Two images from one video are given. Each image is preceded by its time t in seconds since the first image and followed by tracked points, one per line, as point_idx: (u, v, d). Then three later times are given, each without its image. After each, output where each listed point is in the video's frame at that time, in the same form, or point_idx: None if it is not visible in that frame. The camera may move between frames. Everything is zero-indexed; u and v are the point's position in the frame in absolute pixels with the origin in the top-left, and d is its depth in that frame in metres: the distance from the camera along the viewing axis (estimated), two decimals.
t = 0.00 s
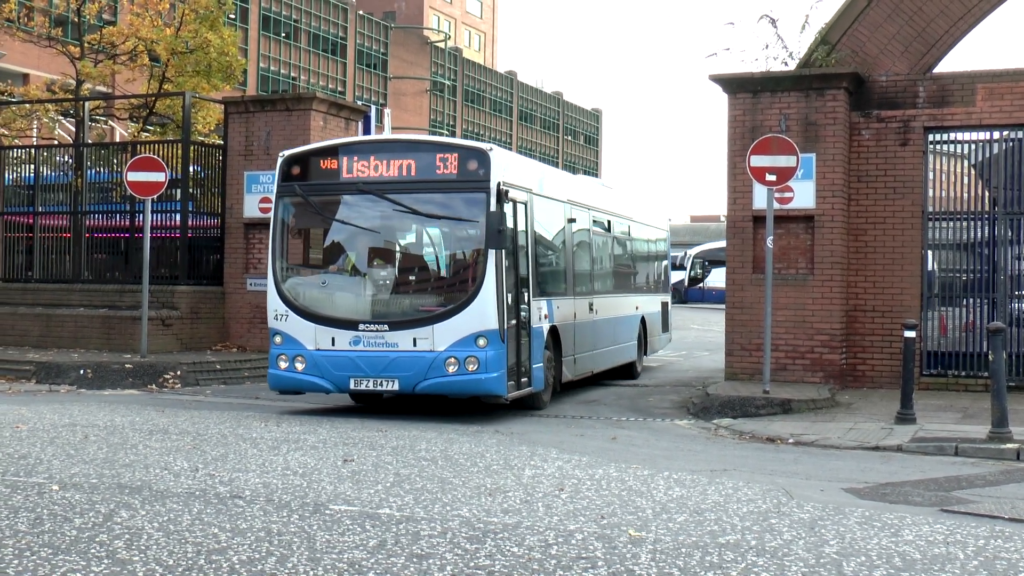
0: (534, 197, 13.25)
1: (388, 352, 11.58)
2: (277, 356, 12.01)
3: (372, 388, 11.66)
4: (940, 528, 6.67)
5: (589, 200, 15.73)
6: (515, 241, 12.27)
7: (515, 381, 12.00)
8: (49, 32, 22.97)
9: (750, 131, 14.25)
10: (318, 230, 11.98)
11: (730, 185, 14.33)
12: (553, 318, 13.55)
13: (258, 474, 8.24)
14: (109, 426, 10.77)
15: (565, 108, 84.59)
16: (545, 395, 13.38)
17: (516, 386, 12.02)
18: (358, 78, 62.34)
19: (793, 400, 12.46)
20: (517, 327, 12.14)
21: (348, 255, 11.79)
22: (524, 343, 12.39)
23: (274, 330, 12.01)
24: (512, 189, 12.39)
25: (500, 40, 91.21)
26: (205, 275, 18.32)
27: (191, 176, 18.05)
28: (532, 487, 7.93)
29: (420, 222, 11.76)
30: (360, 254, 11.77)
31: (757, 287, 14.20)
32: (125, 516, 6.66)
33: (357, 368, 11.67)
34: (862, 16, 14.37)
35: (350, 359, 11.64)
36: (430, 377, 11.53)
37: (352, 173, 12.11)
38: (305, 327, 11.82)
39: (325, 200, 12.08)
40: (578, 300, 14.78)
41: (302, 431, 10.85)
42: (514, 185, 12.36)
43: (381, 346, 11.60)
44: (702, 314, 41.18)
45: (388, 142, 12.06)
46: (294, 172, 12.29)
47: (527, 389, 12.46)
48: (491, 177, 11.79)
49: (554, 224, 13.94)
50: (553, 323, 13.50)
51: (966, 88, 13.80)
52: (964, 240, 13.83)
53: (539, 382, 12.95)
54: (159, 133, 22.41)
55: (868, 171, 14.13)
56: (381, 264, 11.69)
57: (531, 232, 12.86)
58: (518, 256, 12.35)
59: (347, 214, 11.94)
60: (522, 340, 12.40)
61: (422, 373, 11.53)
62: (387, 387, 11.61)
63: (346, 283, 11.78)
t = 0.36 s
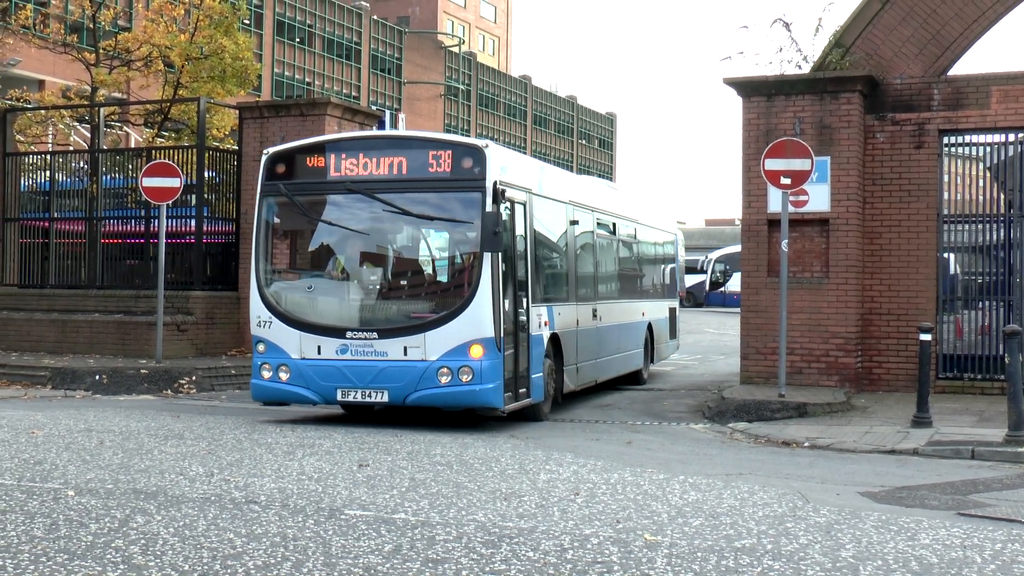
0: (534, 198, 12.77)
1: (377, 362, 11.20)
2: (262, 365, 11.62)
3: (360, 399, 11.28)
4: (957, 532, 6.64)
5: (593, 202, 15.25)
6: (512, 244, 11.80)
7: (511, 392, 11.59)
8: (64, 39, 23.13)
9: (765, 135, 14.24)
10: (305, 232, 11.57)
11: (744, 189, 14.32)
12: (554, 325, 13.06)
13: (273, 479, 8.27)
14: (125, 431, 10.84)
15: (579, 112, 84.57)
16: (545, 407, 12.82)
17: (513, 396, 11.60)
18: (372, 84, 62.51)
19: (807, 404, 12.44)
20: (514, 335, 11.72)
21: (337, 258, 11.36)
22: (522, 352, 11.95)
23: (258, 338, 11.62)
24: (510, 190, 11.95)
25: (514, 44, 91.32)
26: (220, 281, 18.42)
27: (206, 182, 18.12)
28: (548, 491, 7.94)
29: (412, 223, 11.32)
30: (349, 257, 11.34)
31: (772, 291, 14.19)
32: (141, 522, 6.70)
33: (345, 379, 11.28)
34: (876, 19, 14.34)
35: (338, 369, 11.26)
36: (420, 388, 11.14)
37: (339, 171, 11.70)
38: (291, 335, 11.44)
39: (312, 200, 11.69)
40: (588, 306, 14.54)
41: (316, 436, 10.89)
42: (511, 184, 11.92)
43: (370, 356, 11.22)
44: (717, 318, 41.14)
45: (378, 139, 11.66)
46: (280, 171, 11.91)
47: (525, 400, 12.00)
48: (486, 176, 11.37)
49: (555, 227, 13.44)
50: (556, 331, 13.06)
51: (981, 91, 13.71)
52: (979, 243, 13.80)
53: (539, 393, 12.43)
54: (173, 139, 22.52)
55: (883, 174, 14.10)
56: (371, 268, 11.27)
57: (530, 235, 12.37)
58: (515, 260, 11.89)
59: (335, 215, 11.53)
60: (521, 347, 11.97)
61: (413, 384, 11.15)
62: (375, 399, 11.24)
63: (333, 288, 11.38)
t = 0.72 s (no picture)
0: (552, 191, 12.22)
1: (386, 370, 10.59)
2: (262, 372, 11.01)
3: (368, 409, 10.67)
4: (990, 537, 6.59)
5: (615, 202, 14.89)
6: (530, 240, 11.23)
7: (531, 400, 10.97)
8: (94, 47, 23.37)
9: (793, 138, 14.19)
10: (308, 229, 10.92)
11: (773, 192, 14.26)
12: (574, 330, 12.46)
13: (303, 484, 8.33)
14: (155, 436, 10.93)
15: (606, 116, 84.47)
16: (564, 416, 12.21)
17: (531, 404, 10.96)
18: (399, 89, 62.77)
19: (838, 408, 12.37)
20: (532, 338, 11.09)
21: (342, 257, 10.74)
22: (541, 358, 11.35)
23: (258, 343, 10.99)
24: (527, 185, 11.37)
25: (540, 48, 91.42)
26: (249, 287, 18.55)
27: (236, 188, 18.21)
28: (577, 496, 7.94)
29: (423, 220, 10.70)
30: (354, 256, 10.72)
31: (801, 295, 14.11)
32: (172, 526, 6.77)
33: (351, 387, 10.67)
34: (905, 21, 14.22)
35: (344, 376, 10.65)
36: (432, 397, 10.54)
37: (344, 164, 11.05)
38: (293, 341, 10.82)
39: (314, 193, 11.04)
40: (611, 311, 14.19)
41: (344, 441, 10.92)
42: (528, 179, 11.33)
43: (379, 362, 10.60)
44: (744, 321, 41.02)
45: (386, 132, 11.07)
46: (280, 165, 11.27)
47: (545, 409, 11.38)
48: (502, 170, 10.80)
49: (573, 223, 12.87)
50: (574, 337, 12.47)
51: (1012, 92, 13.67)
52: (1011, 246, 13.69)
53: (558, 401, 11.84)
54: (202, 146, 22.70)
55: (913, 177, 14.00)
56: (378, 267, 10.64)
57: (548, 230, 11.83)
58: (533, 258, 11.28)
59: (340, 211, 10.88)
60: (539, 352, 11.32)
61: (425, 392, 10.55)
62: (385, 409, 10.63)
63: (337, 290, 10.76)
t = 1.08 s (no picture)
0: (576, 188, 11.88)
1: (403, 376, 10.29)
2: (272, 380, 10.75)
3: (384, 417, 10.39)
4: None
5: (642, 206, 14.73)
6: (555, 238, 10.87)
7: (556, 407, 10.64)
8: (128, 53, 23.66)
9: (826, 142, 14.11)
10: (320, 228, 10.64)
11: (805, 196, 14.21)
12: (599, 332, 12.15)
13: (335, 488, 8.40)
14: (187, 441, 11.04)
15: (638, 119, 84.26)
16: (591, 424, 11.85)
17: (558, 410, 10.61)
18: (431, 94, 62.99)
19: (871, 412, 12.30)
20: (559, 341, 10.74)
21: (351, 256, 10.45)
22: (567, 362, 11.01)
23: (267, 349, 10.72)
24: (552, 177, 11.01)
25: (571, 52, 91.46)
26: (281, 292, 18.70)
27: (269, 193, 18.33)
28: (609, 500, 7.96)
29: (438, 215, 10.37)
30: (364, 254, 10.42)
31: (834, 299, 14.04)
32: (205, 530, 6.85)
33: (366, 395, 10.39)
34: (939, 23, 14.10)
35: (359, 383, 10.37)
36: (452, 404, 10.24)
37: (356, 157, 10.76)
38: (304, 346, 10.54)
39: (326, 188, 10.74)
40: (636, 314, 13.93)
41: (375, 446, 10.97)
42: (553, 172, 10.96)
43: (395, 368, 10.31)
44: (778, 325, 40.87)
45: (401, 122, 10.75)
46: (290, 158, 10.98)
47: (572, 416, 11.04)
48: (524, 159, 10.42)
49: (598, 221, 12.54)
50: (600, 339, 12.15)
51: None
52: None
53: (586, 407, 11.49)
54: (235, 151, 22.89)
55: (946, 180, 13.90)
56: (393, 266, 10.32)
57: (573, 229, 11.49)
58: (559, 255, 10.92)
59: (352, 207, 10.57)
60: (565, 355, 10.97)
61: (444, 399, 10.25)
62: (402, 417, 10.34)
63: (348, 291, 10.46)
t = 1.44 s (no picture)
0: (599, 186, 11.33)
1: (423, 381, 9.58)
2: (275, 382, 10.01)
3: (400, 426, 9.68)
4: None
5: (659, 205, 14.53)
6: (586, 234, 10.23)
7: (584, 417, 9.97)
8: (144, 58, 23.83)
9: (840, 145, 14.09)
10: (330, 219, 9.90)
11: (820, 199, 14.19)
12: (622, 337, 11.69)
13: (349, 492, 8.43)
14: (202, 444, 11.09)
15: (652, 122, 84.19)
16: (614, 434, 11.25)
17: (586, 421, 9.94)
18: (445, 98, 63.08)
19: (886, 416, 12.28)
20: (587, 344, 10.08)
21: (360, 251, 9.77)
22: (593, 369, 10.38)
23: (270, 349, 9.98)
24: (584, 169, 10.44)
25: (586, 55, 91.45)
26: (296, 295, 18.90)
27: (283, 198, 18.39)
28: (623, 504, 7.96)
29: (460, 208, 9.66)
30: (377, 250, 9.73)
31: (848, 302, 14.02)
32: (219, 534, 6.89)
33: (380, 402, 9.69)
34: (954, 26, 14.07)
35: (373, 389, 9.67)
36: (475, 412, 9.54)
37: (373, 142, 10.02)
38: (313, 347, 9.81)
39: (339, 175, 9.99)
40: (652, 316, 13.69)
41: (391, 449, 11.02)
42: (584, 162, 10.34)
43: (413, 373, 9.60)
44: (793, 328, 40.75)
45: (423, 105, 10.02)
46: (299, 140, 10.20)
47: (598, 426, 10.43)
48: (559, 150, 9.73)
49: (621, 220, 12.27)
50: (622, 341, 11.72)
51: None
52: None
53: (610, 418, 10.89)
54: (250, 155, 23.03)
55: (961, 183, 13.87)
56: (411, 263, 9.61)
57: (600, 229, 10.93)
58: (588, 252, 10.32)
59: (368, 196, 9.85)
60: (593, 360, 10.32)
61: (467, 406, 9.55)
62: (420, 425, 9.62)
63: (360, 289, 9.75)
